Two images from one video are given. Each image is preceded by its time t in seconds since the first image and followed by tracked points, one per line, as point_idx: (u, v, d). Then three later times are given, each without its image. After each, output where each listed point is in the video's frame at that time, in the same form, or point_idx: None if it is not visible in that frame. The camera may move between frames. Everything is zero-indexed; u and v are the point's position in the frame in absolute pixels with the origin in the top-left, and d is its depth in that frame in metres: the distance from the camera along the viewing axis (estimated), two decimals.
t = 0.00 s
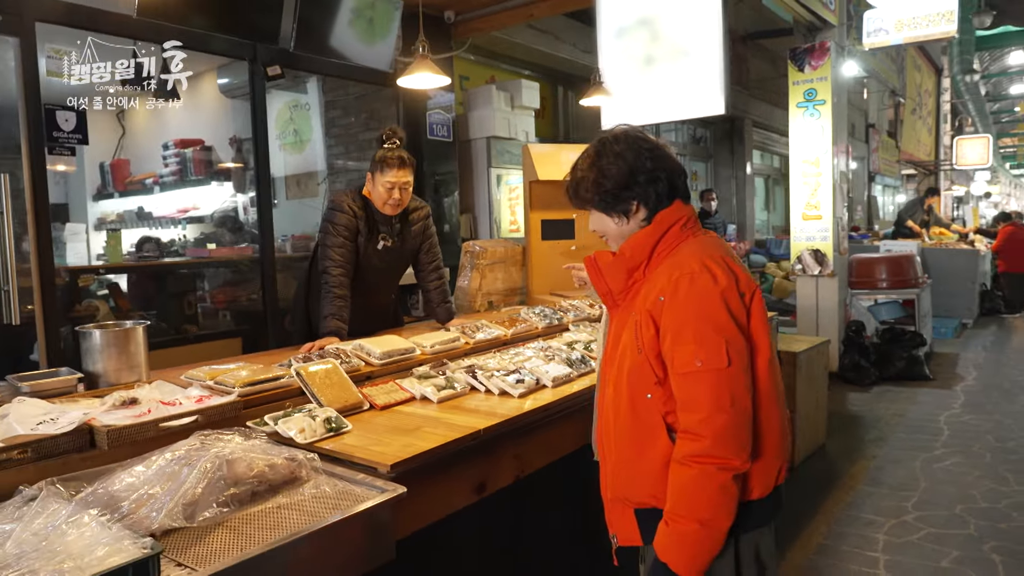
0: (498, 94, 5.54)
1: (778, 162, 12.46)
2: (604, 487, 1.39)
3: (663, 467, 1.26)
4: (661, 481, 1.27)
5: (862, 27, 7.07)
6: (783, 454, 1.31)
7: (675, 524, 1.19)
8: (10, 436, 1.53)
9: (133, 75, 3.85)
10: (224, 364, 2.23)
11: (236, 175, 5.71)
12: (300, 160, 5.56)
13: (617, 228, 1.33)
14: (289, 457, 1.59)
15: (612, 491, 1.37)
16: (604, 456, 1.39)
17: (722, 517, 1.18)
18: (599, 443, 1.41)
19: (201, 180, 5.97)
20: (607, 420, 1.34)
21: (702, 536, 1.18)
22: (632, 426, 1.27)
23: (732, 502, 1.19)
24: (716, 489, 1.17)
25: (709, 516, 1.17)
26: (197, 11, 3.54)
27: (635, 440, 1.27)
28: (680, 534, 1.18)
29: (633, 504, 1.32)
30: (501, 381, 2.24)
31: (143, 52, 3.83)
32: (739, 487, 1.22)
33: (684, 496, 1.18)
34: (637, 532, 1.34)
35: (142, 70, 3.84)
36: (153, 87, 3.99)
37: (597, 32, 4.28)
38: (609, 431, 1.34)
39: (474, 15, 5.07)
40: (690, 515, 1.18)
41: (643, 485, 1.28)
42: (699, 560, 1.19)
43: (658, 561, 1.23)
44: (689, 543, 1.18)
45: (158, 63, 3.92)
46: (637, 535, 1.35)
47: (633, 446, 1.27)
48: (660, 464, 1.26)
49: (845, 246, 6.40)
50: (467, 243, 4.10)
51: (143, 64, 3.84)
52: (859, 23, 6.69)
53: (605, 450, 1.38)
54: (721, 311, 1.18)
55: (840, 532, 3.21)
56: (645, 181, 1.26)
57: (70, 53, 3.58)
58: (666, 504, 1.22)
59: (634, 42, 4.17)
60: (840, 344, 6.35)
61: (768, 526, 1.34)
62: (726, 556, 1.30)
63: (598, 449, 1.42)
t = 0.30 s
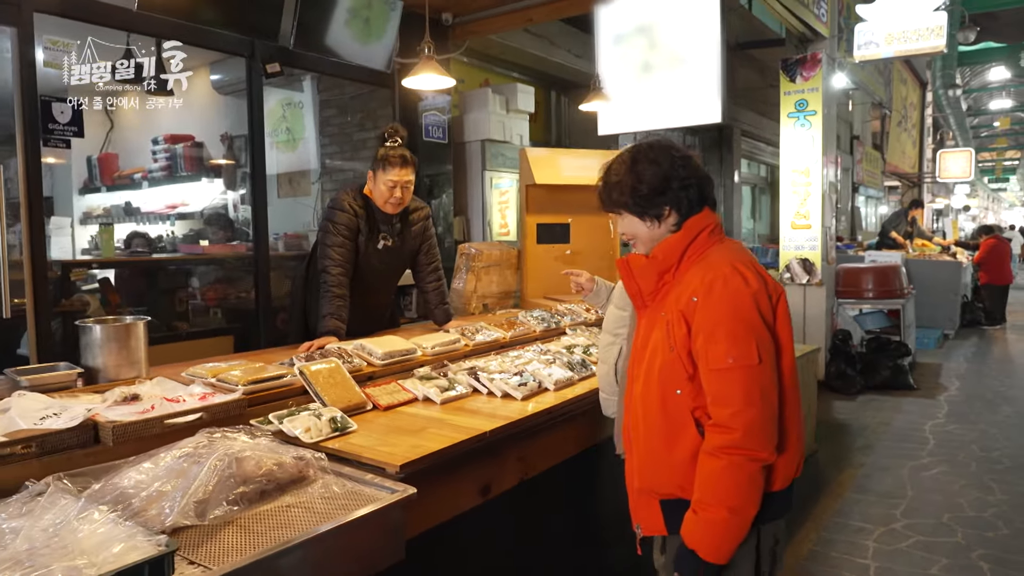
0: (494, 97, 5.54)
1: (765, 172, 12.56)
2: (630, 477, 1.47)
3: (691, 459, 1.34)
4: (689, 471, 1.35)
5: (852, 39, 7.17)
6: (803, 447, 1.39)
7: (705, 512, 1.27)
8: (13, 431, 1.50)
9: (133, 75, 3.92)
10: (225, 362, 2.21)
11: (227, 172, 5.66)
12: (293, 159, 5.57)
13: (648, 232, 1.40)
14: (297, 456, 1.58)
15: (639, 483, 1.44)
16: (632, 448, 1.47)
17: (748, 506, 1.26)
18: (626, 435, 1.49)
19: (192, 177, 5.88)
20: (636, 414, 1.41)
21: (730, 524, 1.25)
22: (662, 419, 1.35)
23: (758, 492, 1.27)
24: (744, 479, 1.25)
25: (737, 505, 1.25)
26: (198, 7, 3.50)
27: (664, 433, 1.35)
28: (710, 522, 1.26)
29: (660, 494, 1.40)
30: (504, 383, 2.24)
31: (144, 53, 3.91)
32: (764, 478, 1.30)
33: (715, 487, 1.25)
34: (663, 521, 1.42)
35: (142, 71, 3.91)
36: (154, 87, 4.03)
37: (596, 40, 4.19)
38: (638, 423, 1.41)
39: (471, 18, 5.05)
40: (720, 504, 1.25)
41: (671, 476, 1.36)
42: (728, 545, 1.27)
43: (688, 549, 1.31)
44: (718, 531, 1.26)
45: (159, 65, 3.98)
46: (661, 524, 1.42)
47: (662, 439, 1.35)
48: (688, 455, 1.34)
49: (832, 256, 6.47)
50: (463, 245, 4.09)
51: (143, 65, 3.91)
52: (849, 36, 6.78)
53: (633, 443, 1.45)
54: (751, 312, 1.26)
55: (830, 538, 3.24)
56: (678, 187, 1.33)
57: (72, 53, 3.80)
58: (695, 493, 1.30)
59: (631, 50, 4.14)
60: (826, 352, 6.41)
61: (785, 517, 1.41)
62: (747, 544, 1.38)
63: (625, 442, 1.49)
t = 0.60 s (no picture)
0: (490, 99, 5.56)
1: (755, 172, 12.64)
2: (667, 461, 1.64)
3: (724, 442, 1.51)
4: (722, 454, 1.52)
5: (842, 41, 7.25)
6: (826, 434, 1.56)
7: (740, 494, 1.42)
8: (32, 433, 1.50)
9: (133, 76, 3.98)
10: (236, 364, 2.22)
11: (221, 174, 5.62)
12: (289, 161, 5.54)
13: (686, 228, 1.59)
14: (317, 455, 1.58)
15: (674, 465, 1.61)
16: (669, 433, 1.64)
17: (780, 489, 1.42)
18: (662, 421, 1.66)
19: (184, 180, 5.86)
20: (673, 400, 1.59)
21: (763, 504, 1.41)
22: (699, 406, 1.52)
23: (788, 476, 1.43)
24: (777, 462, 1.41)
25: (769, 488, 1.41)
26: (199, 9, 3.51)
27: (702, 418, 1.52)
28: (745, 502, 1.41)
29: (695, 475, 1.57)
30: (514, 381, 2.26)
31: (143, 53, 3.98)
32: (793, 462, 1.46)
33: (749, 470, 1.41)
34: (696, 500, 1.59)
35: (143, 71, 3.97)
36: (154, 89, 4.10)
37: (594, 40, 4.19)
38: (675, 410, 1.58)
39: (468, 20, 5.00)
40: (754, 486, 1.41)
41: (707, 458, 1.53)
42: (760, 524, 1.42)
43: (723, 528, 1.46)
44: (751, 510, 1.41)
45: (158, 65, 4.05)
46: (694, 503, 1.60)
47: (698, 424, 1.52)
48: (723, 439, 1.51)
49: (825, 256, 6.53)
50: (462, 245, 4.10)
51: (143, 65, 3.98)
52: (840, 38, 6.86)
53: (669, 428, 1.62)
54: (784, 309, 1.43)
55: (831, 534, 3.28)
56: (716, 189, 1.52)
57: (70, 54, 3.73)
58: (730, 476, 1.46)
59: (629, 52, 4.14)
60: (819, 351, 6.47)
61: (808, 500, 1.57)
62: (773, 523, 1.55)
63: (662, 427, 1.66)
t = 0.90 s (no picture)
0: (484, 97, 5.57)
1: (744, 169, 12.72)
2: (690, 443, 1.77)
3: (745, 423, 1.64)
4: (743, 434, 1.65)
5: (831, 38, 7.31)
6: (844, 418, 1.68)
7: (760, 472, 1.55)
8: (54, 434, 1.51)
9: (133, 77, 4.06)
10: (247, 363, 2.23)
11: (214, 175, 5.58)
12: (283, 161, 5.47)
13: (712, 219, 1.75)
14: (338, 451, 1.60)
15: (696, 447, 1.75)
16: (691, 417, 1.77)
17: (798, 467, 1.54)
18: (685, 405, 1.80)
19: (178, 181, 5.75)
20: (696, 384, 1.73)
21: (782, 481, 1.54)
22: (722, 389, 1.66)
23: (806, 455, 1.56)
24: (796, 441, 1.53)
25: (788, 466, 1.53)
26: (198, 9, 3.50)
27: (724, 401, 1.66)
28: (765, 479, 1.54)
29: (717, 456, 1.70)
30: (523, 377, 2.28)
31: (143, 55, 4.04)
32: (811, 443, 1.59)
33: (769, 448, 1.54)
34: (717, 480, 1.72)
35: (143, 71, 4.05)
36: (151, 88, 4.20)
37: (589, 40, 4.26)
38: (698, 393, 1.72)
39: (462, 20, 4.98)
40: (773, 464, 1.53)
41: (729, 439, 1.66)
42: (778, 500, 1.55)
43: (745, 504, 1.59)
44: (771, 486, 1.54)
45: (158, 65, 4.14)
46: (716, 484, 1.73)
47: (721, 406, 1.66)
48: (743, 421, 1.64)
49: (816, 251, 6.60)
50: (461, 244, 4.13)
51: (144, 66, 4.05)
52: (829, 35, 6.93)
53: (692, 412, 1.76)
54: (803, 297, 1.57)
55: (830, 524, 3.34)
56: (740, 183, 1.69)
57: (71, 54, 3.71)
58: (751, 455, 1.58)
59: (625, 50, 4.20)
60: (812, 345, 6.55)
61: (825, 480, 1.69)
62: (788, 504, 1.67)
63: (685, 411, 1.80)
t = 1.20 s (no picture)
0: (479, 100, 5.62)
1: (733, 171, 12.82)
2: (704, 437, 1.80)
3: (760, 415, 1.68)
4: (758, 426, 1.69)
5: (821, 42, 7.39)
6: (854, 409, 1.72)
7: (777, 462, 1.58)
8: (71, 436, 1.51)
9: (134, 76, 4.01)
10: (255, 366, 2.24)
11: (207, 175, 5.53)
12: (277, 162, 5.32)
13: (716, 222, 1.79)
14: (354, 451, 1.62)
15: (711, 441, 1.78)
16: (705, 412, 1.80)
17: (814, 456, 1.57)
18: (698, 401, 1.83)
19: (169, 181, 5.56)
20: (710, 379, 1.76)
21: (799, 469, 1.57)
22: (736, 382, 1.69)
23: (821, 444, 1.59)
24: (812, 430, 1.57)
25: (804, 455, 1.57)
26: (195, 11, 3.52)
27: (738, 394, 1.69)
28: (782, 468, 1.57)
29: (732, 449, 1.73)
30: (530, 378, 2.30)
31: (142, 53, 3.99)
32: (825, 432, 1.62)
33: (786, 438, 1.57)
34: (733, 473, 1.75)
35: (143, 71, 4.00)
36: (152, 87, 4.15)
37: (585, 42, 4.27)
38: (712, 388, 1.76)
39: (458, 23, 4.96)
40: (791, 453, 1.57)
41: (744, 431, 1.70)
42: (796, 489, 1.58)
43: (763, 493, 1.62)
44: (788, 475, 1.57)
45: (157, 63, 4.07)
46: (731, 476, 1.76)
47: (736, 399, 1.69)
48: (757, 413, 1.67)
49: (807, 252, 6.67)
50: (460, 246, 4.15)
51: (144, 65, 4.00)
52: (819, 38, 7.01)
53: (706, 407, 1.79)
54: (813, 291, 1.61)
55: (827, 521, 3.38)
56: (745, 187, 1.73)
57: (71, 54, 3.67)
58: (767, 446, 1.61)
59: (621, 53, 4.23)
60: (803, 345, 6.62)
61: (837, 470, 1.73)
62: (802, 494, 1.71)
63: (699, 406, 1.83)
